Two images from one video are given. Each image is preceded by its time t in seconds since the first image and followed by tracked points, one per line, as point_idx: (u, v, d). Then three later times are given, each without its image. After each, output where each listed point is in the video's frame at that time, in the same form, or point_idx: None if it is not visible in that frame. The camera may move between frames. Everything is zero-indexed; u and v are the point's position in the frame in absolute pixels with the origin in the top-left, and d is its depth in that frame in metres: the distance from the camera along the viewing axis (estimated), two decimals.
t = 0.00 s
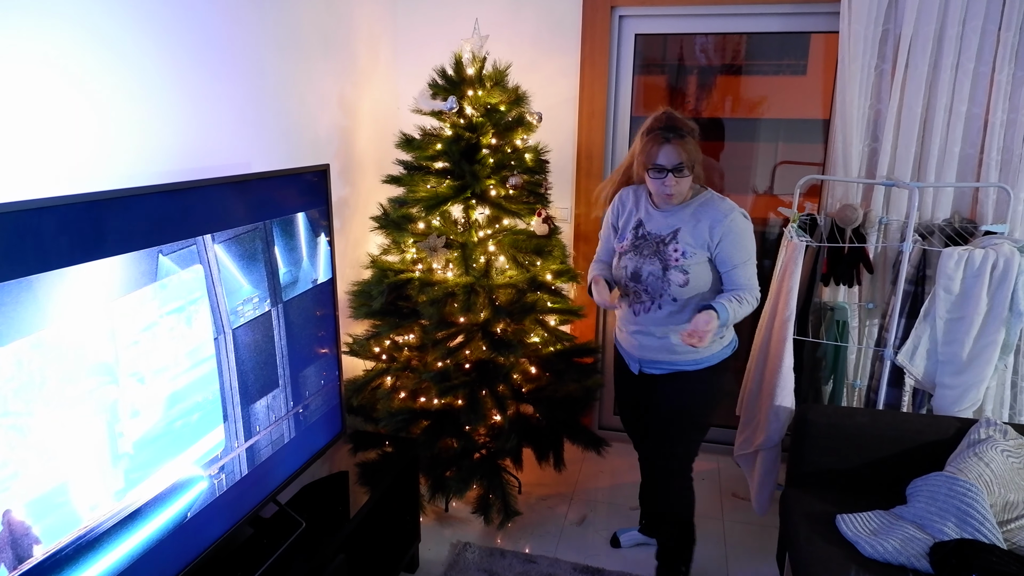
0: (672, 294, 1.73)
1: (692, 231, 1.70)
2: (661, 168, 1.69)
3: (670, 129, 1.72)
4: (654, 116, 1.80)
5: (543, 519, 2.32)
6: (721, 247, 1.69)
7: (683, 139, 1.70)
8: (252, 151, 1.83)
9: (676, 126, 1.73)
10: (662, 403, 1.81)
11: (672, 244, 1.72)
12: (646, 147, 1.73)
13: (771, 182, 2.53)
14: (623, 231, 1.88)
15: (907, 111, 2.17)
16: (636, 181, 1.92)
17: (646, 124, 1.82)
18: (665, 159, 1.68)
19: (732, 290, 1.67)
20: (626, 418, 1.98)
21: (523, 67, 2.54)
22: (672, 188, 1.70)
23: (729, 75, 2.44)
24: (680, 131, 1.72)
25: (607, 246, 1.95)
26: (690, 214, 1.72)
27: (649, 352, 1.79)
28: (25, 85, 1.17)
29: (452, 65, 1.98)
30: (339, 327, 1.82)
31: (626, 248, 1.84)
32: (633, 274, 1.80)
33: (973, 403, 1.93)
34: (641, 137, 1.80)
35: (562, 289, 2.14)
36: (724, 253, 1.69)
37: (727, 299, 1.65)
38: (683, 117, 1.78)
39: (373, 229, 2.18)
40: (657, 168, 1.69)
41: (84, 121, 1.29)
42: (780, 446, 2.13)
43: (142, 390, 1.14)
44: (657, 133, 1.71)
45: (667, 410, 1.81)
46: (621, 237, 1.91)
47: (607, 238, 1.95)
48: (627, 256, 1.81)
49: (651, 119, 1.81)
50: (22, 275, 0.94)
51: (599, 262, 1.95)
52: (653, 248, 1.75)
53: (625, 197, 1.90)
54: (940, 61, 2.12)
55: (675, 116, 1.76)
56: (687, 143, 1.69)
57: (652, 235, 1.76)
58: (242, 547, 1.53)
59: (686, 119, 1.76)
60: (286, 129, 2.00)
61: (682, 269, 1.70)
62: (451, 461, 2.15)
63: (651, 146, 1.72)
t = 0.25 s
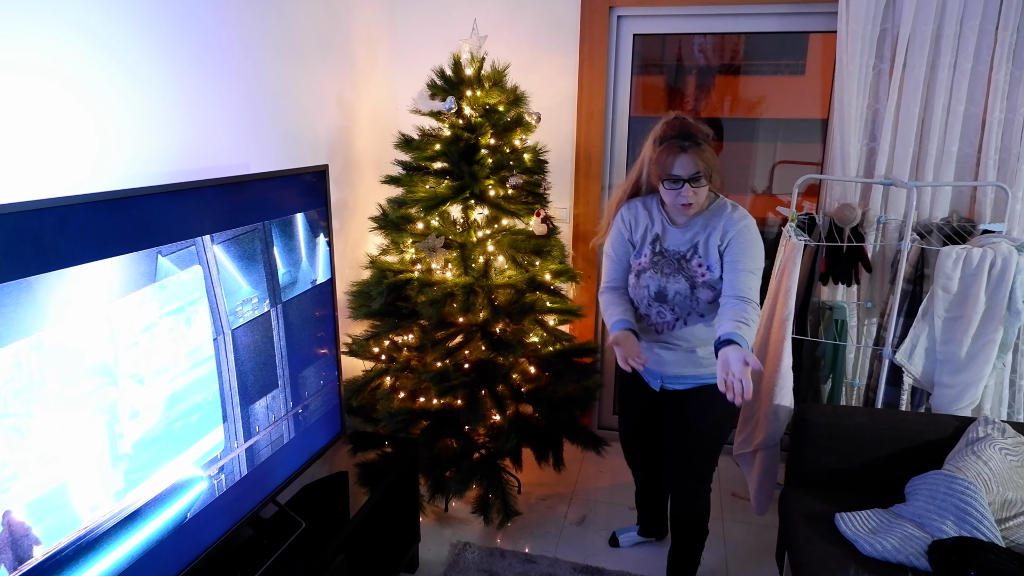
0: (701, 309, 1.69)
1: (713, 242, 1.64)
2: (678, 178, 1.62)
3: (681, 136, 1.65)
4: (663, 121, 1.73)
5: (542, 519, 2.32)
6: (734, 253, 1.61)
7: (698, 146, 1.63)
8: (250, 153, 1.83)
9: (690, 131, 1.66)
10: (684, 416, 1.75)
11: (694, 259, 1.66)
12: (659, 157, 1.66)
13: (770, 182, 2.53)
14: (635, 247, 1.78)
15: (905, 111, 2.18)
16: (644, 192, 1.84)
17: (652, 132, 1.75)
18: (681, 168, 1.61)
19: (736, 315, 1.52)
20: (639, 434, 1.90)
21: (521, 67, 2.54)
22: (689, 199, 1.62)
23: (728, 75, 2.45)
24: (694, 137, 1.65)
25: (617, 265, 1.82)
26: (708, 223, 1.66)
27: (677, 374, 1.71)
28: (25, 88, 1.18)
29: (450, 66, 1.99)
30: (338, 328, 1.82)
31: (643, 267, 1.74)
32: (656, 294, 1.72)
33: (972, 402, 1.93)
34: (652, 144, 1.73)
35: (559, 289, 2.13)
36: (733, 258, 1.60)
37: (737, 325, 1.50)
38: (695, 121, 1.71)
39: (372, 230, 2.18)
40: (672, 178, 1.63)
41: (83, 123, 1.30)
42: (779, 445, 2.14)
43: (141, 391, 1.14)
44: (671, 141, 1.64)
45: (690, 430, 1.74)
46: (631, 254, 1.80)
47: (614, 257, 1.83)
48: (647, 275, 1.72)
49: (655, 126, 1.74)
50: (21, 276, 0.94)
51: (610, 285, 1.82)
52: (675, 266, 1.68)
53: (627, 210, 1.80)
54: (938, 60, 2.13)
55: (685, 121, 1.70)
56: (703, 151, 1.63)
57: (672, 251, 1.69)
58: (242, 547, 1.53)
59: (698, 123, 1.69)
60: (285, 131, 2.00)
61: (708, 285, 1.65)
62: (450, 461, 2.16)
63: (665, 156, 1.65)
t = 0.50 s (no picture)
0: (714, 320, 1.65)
1: (724, 250, 1.60)
2: (687, 186, 1.56)
3: (689, 141, 1.60)
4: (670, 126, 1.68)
5: (541, 518, 2.32)
6: (744, 262, 1.57)
7: (706, 152, 1.58)
8: (248, 152, 1.83)
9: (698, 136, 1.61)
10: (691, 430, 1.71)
11: (706, 269, 1.63)
12: (667, 164, 1.61)
13: (768, 180, 2.54)
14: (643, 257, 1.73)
15: (902, 109, 2.18)
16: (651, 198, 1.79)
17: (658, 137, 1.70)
18: (690, 175, 1.57)
19: (745, 334, 1.48)
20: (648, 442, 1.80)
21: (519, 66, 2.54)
22: (698, 207, 1.58)
23: (726, 73, 2.45)
24: (702, 141, 1.60)
25: (626, 272, 1.78)
26: (718, 230, 1.62)
27: (691, 381, 1.67)
28: (22, 87, 1.18)
29: (448, 64, 1.99)
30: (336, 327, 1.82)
31: (654, 278, 1.70)
32: (668, 305, 1.68)
33: (969, 400, 1.93)
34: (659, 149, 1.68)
35: (557, 287, 2.12)
36: (744, 268, 1.56)
37: (747, 345, 1.46)
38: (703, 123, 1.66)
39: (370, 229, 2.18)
40: (680, 186, 1.58)
41: (80, 123, 1.30)
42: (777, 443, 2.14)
43: (140, 390, 1.14)
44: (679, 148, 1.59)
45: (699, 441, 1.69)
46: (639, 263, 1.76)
47: (622, 267, 1.78)
48: (658, 286, 1.68)
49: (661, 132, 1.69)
50: (19, 275, 0.94)
51: (619, 297, 1.78)
52: (687, 277, 1.65)
53: (632, 218, 1.76)
54: (935, 58, 2.13)
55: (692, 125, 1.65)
56: (712, 156, 1.58)
57: (683, 261, 1.65)
58: (241, 546, 1.53)
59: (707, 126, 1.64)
60: (283, 130, 2.00)
61: (721, 294, 1.62)
62: (449, 460, 2.16)
63: (673, 163, 1.60)
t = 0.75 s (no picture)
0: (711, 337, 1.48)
1: (724, 262, 1.43)
2: (685, 197, 1.39)
3: (688, 146, 1.42)
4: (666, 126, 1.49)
5: (539, 516, 2.33)
6: (745, 275, 1.39)
7: (707, 158, 1.40)
8: (245, 152, 1.83)
9: (698, 141, 1.42)
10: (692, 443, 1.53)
11: (703, 282, 1.44)
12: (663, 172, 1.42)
13: (764, 178, 2.54)
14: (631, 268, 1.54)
15: (898, 106, 2.19)
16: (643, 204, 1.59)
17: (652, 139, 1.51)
18: (689, 185, 1.39)
19: (744, 356, 1.33)
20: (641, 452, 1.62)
21: (516, 64, 2.54)
22: (694, 220, 1.40)
23: (723, 71, 2.45)
24: (702, 146, 1.42)
25: (611, 284, 1.57)
26: (717, 240, 1.44)
27: (688, 400, 1.50)
28: (17, 87, 1.17)
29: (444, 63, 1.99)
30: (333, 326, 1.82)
31: (645, 290, 1.50)
32: (661, 321, 1.49)
33: (965, 396, 1.94)
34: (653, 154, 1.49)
35: (555, 285, 2.12)
36: (744, 282, 1.39)
37: (747, 370, 1.32)
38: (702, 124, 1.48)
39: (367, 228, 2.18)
40: (676, 197, 1.40)
41: (76, 122, 1.29)
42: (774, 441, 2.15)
43: (136, 390, 1.14)
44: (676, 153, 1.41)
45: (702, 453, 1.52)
46: (626, 274, 1.55)
47: (607, 276, 1.58)
48: (651, 301, 1.48)
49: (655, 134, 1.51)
50: (14, 275, 0.94)
51: (603, 309, 1.57)
52: (682, 291, 1.46)
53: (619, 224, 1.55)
54: (931, 55, 2.13)
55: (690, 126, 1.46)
56: (714, 163, 1.40)
57: (677, 273, 1.47)
58: (239, 545, 1.53)
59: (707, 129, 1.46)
60: (280, 129, 2.00)
61: (719, 310, 1.44)
62: (446, 458, 2.15)
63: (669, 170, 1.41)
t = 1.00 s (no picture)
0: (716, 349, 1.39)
1: (726, 271, 1.33)
2: (677, 210, 1.28)
3: (682, 153, 1.31)
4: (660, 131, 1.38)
5: (540, 513, 2.33)
6: (751, 284, 1.30)
7: (702, 168, 1.30)
8: (243, 150, 1.83)
9: (694, 148, 1.31)
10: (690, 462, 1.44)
11: (705, 292, 1.35)
12: (654, 182, 1.31)
13: (764, 175, 2.54)
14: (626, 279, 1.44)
15: (898, 103, 2.19)
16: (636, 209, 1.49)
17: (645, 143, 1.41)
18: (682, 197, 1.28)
19: (756, 373, 1.26)
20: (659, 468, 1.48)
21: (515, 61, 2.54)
22: (688, 233, 1.30)
23: (722, 68, 2.45)
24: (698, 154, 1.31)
25: (607, 296, 1.47)
26: (717, 246, 1.33)
27: (691, 416, 1.42)
28: (14, 85, 1.17)
29: (443, 60, 1.98)
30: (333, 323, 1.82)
31: (643, 303, 1.41)
32: (662, 336, 1.40)
33: (965, 392, 1.94)
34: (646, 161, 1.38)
35: (555, 283, 2.13)
36: (749, 293, 1.30)
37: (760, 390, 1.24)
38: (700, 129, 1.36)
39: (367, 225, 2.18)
40: (667, 210, 1.29)
41: (73, 120, 1.29)
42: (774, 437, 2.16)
43: (137, 388, 1.14)
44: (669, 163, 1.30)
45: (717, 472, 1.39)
46: (621, 285, 1.46)
47: (600, 288, 1.48)
48: (650, 316, 1.40)
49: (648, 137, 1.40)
50: (14, 273, 0.94)
51: (598, 323, 1.49)
52: (683, 304, 1.37)
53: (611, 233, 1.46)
54: (930, 52, 2.13)
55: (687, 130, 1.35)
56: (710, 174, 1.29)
57: (677, 284, 1.37)
58: (239, 543, 1.53)
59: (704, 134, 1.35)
60: (278, 127, 2.00)
61: (724, 321, 1.36)
62: (447, 455, 2.14)
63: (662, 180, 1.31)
